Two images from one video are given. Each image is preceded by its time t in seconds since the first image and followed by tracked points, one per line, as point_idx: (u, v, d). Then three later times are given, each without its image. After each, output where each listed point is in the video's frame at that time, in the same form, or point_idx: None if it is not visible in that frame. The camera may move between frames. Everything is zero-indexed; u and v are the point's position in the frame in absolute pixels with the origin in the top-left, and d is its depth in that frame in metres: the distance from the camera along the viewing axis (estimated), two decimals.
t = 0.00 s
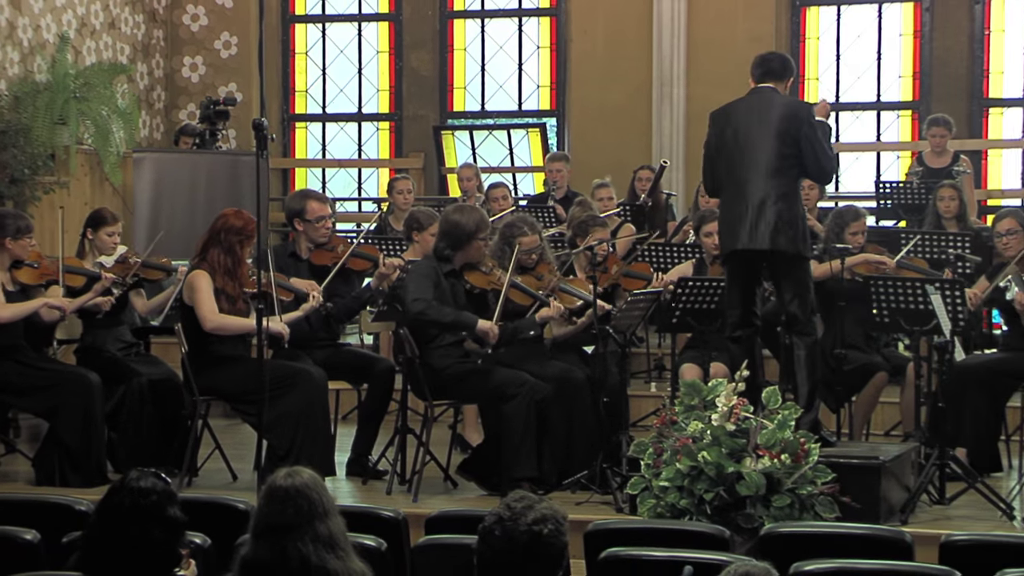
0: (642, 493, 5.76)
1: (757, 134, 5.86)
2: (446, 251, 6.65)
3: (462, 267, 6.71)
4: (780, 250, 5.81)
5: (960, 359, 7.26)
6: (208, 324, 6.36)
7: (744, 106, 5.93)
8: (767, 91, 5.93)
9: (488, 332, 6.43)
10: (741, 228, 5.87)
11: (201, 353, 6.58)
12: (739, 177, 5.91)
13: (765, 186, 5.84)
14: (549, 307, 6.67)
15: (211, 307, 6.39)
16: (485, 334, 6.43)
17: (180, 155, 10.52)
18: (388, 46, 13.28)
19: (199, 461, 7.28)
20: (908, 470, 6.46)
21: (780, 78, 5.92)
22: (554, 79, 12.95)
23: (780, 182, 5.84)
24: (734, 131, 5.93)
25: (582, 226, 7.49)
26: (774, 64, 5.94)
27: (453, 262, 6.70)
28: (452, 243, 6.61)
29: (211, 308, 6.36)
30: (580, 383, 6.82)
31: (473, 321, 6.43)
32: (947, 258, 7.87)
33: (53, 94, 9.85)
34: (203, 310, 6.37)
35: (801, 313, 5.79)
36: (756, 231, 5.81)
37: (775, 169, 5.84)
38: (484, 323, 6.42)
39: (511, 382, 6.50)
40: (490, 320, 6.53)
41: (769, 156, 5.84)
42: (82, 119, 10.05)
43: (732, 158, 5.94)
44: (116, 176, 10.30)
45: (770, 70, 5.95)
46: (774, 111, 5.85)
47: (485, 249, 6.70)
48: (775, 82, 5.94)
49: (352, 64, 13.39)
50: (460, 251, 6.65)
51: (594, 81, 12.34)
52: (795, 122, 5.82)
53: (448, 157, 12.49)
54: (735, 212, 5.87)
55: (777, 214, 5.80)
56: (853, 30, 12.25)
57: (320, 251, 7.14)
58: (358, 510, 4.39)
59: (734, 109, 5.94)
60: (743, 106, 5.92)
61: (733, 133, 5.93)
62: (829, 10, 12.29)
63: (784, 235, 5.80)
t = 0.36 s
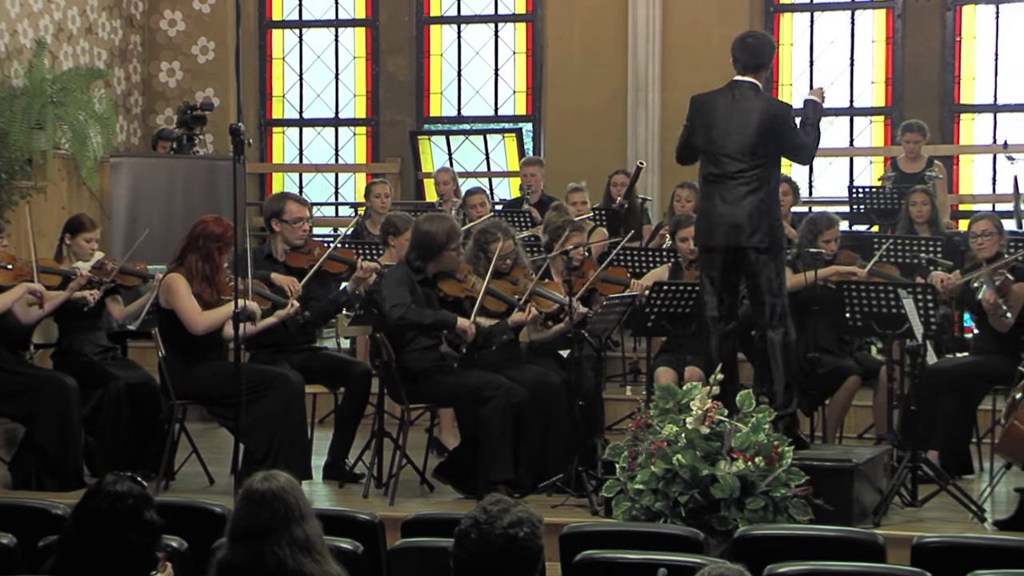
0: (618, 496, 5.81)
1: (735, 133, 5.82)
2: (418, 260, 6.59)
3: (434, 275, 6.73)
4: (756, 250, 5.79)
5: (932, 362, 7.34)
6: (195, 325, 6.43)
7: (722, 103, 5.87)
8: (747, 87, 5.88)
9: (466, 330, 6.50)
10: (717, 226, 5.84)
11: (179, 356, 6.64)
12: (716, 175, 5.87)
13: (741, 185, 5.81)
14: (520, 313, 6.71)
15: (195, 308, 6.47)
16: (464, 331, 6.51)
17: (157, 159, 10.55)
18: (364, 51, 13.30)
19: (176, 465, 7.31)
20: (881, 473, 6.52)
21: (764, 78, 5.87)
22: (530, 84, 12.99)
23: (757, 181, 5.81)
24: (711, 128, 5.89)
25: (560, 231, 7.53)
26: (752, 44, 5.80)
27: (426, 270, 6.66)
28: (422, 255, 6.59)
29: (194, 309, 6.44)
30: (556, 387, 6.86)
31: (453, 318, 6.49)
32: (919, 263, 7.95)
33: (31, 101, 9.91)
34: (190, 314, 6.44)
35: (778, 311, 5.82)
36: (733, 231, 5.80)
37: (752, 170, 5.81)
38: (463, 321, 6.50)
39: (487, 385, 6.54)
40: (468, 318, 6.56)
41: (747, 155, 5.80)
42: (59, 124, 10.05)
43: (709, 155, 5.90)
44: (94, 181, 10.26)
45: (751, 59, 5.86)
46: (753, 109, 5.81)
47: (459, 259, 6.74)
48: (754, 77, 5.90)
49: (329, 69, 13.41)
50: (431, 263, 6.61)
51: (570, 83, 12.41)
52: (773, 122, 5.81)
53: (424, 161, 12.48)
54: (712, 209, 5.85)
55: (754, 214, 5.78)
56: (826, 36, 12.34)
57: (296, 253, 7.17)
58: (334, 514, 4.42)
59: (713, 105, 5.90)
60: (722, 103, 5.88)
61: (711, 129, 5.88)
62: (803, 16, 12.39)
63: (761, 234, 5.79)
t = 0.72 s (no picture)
0: (592, 499, 5.86)
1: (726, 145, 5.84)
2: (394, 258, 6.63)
3: (411, 274, 6.74)
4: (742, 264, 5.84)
5: (904, 366, 7.42)
6: (167, 336, 6.44)
7: (711, 115, 5.89)
8: (735, 99, 5.90)
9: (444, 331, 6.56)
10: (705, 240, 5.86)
11: (157, 359, 6.69)
12: (705, 188, 5.89)
13: (729, 200, 5.85)
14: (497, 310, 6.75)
15: (167, 317, 6.48)
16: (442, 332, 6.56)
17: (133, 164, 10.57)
18: (340, 57, 13.33)
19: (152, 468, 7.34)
20: (853, 476, 6.59)
21: (749, 87, 5.91)
22: (506, 90, 13.04)
23: (745, 195, 5.85)
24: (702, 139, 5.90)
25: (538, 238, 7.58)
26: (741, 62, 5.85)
27: (402, 269, 6.70)
28: (399, 253, 6.63)
29: (166, 319, 6.45)
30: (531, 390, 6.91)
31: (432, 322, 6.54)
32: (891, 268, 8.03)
33: (7, 106, 9.98)
34: (160, 322, 6.45)
35: (756, 324, 5.85)
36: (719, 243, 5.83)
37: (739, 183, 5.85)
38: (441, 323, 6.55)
39: (462, 389, 6.58)
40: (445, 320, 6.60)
41: (735, 168, 5.84)
42: (36, 130, 10.05)
43: (697, 165, 5.92)
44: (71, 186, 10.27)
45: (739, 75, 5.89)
46: (743, 123, 5.84)
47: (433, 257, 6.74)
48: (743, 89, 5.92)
49: (305, 75, 13.43)
50: (407, 261, 6.66)
51: (545, 87, 12.46)
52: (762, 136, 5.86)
53: (400, 166, 12.55)
54: (699, 223, 5.87)
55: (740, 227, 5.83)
56: (799, 42, 12.43)
57: (277, 258, 7.15)
58: (310, 517, 4.46)
59: (702, 116, 5.91)
60: (712, 115, 5.89)
61: (701, 140, 5.89)
62: (776, 23, 12.47)
63: (745, 249, 5.84)
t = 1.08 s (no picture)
0: (566, 502, 5.90)
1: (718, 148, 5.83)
2: (365, 263, 6.70)
3: (381, 278, 6.82)
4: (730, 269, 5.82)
5: (875, 370, 7.50)
6: (138, 341, 6.51)
7: (702, 117, 5.87)
8: (724, 100, 5.88)
9: (411, 335, 6.62)
10: (695, 242, 5.83)
11: (131, 364, 6.74)
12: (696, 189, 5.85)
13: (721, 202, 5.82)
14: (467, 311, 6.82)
15: (137, 321, 6.55)
16: (409, 336, 6.63)
17: (108, 170, 10.59)
18: (316, 63, 13.36)
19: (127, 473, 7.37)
20: (824, 479, 6.66)
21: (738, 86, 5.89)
22: (480, 96, 13.10)
23: (739, 199, 5.83)
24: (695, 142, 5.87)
25: (512, 244, 7.63)
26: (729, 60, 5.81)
27: (373, 273, 6.77)
28: (369, 256, 6.68)
29: (137, 323, 6.51)
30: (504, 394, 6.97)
31: (398, 326, 6.62)
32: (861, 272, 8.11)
33: None
34: (131, 328, 6.52)
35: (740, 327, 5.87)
36: (708, 248, 5.80)
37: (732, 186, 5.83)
38: (408, 327, 6.60)
39: (437, 393, 6.62)
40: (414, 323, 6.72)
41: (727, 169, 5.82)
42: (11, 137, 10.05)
43: (689, 170, 5.89)
44: (46, 191, 10.38)
45: (727, 71, 5.85)
46: (736, 125, 5.83)
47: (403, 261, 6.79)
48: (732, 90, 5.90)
49: (281, 81, 13.46)
50: (378, 263, 6.72)
51: (519, 90, 12.52)
52: (753, 138, 5.86)
53: (375, 171, 12.49)
54: (690, 225, 5.83)
55: (732, 231, 5.80)
56: (771, 49, 12.53)
57: (252, 264, 7.19)
58: (285, 520, 4.50)
59: (694, 118, 5.88)
60: (703, 118, 5.86)
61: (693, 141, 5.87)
62: (748, 30, 12.57)
63: (735, 250, 5.81)
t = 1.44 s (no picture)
0: (543, 504, 5.94)
1: (710, 157, 5.90)
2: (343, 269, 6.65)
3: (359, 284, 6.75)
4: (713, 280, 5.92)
5: (849, 373, 7.57)
6: (134, 341, 6.56)
7: (690, 126, 5.91)
8: (708, 110, 5.95)
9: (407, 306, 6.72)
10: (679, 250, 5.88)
11: (111, 367, 6.79)
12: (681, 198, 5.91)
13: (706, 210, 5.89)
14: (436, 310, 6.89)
15: (127, 321, 6.60)
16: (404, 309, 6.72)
17: (87, 175, 10.60)
18: (295, 68, 13.39)
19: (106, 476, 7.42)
20: (799, 481, 6.73)
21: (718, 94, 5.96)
22: (458, 101, 13.14)
23: (720, 207, 5.92)
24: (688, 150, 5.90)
25: (489, 247, 7.67)
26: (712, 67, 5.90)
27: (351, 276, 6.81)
28: (346, 263, 6.64)
29: (128, 322, 6.56)
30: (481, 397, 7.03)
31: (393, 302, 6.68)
32: (835, 276, 8.19)
33: None
34: (123, 329, 6.56)
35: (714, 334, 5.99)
36: (694, 257, 5.87)
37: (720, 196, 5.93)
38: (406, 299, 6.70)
39: (416, 396, 6.66)
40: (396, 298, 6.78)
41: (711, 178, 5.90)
42: None
43: (672, 178, 5.94)
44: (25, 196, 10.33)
45: (709, 80, 5.95)
46: (721, 134, 5.92)
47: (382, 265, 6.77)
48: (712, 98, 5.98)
49: (259, 86, 13.49)
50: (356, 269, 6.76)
51: (499, 95, 12.57)
52: (738, 148, 5.99)
53: (353, 175, 12.52)
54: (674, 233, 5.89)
55: (717, 240, 5.90)
56: (746, 55, 12.61)
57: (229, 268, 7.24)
58: (265, 523, 4.55)
59: (680, 127, 5.92)
60: (691, 127, 5.91)
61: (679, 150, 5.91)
62: (723, 36, 12.65)
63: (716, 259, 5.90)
